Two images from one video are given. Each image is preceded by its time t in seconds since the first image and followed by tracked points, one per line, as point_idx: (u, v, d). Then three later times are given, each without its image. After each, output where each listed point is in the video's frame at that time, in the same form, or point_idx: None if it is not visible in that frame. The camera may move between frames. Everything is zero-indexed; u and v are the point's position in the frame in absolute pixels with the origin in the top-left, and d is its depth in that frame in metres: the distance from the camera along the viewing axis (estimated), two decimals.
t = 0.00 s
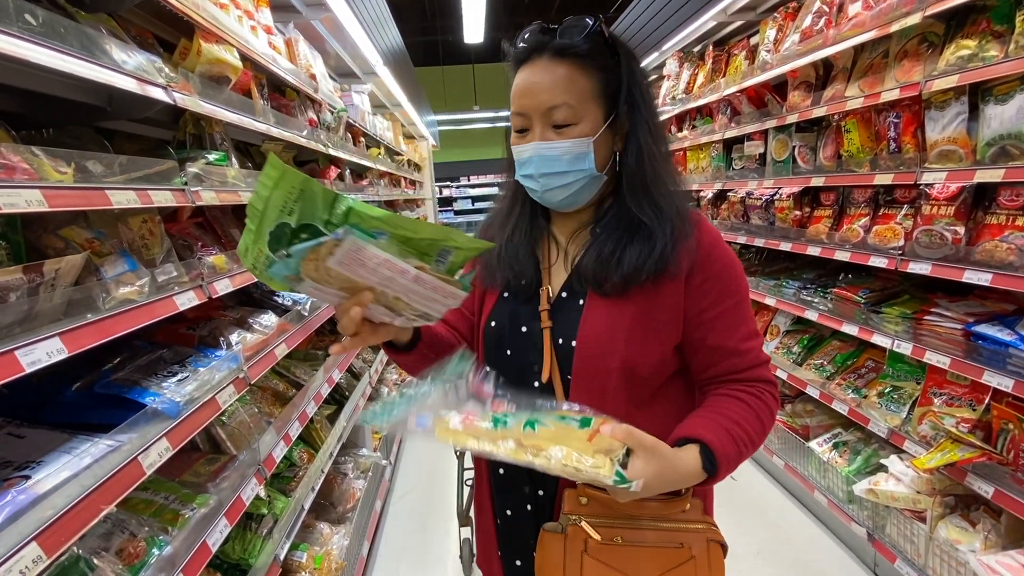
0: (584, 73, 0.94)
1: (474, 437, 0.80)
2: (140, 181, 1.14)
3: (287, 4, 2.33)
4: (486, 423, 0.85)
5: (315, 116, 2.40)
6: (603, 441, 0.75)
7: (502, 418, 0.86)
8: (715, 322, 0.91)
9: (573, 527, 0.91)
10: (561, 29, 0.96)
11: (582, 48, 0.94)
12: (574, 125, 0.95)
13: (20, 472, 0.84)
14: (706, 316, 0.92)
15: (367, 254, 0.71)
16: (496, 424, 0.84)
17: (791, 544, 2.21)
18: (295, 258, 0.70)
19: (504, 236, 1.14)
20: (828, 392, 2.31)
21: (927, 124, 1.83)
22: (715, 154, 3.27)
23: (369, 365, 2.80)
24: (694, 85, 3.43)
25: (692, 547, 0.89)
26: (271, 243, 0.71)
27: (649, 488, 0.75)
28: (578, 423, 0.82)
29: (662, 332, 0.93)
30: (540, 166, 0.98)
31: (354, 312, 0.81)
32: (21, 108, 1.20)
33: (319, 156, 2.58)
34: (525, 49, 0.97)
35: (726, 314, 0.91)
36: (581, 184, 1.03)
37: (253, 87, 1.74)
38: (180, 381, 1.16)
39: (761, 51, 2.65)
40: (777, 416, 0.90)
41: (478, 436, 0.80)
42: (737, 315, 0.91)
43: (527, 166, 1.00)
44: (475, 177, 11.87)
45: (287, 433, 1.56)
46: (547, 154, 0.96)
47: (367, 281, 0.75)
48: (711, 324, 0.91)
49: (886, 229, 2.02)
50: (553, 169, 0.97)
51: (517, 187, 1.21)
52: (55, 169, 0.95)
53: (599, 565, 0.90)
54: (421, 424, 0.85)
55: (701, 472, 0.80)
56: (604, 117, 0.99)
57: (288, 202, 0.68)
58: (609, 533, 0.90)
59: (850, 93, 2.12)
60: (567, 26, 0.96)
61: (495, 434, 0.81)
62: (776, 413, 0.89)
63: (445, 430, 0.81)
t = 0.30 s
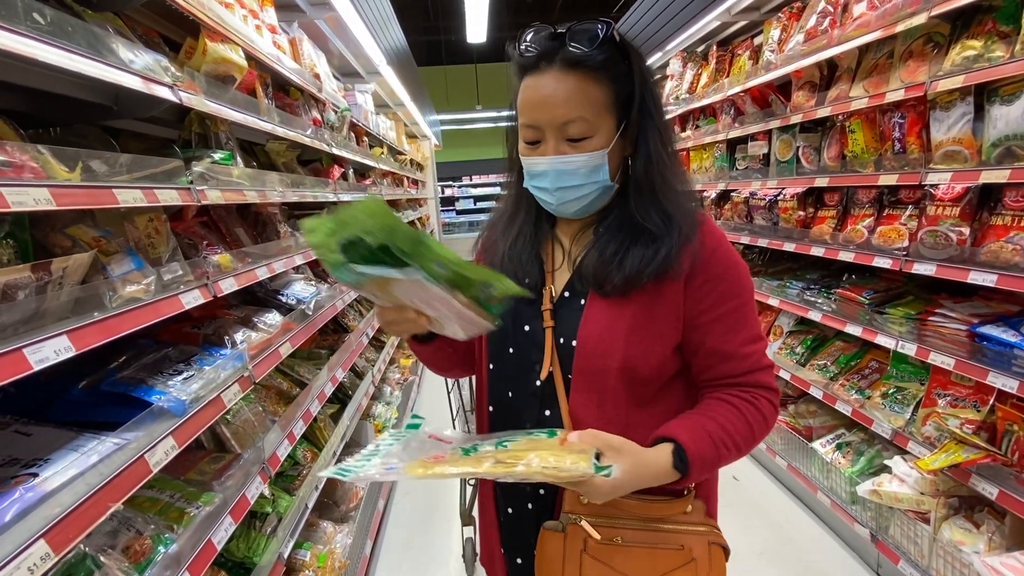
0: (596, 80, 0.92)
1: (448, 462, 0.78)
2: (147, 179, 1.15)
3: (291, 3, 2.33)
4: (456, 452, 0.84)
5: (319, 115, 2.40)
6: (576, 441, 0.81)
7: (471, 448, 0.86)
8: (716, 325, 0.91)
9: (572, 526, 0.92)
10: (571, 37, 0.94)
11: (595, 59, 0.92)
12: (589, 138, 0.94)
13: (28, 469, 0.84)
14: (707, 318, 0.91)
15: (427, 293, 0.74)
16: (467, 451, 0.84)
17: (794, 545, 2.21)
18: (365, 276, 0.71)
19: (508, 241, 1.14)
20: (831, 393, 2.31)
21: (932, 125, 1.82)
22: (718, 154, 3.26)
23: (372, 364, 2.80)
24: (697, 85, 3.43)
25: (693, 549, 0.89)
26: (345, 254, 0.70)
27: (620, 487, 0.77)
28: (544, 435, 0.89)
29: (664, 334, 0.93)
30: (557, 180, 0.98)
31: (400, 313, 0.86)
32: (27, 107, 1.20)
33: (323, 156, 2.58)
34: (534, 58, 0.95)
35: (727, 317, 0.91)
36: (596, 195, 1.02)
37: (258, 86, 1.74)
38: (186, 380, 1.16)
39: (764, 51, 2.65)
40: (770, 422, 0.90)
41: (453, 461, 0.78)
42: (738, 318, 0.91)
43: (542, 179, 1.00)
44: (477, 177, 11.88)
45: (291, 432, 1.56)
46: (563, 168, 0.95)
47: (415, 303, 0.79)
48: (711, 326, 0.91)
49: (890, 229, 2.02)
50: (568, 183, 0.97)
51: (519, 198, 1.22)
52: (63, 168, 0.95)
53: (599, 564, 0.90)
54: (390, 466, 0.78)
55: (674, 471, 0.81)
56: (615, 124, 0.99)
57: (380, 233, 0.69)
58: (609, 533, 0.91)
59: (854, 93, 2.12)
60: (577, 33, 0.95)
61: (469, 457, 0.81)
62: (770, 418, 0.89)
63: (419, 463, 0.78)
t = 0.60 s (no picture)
0: (605, 82, 0.92)
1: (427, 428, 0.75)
2: (153, 179, 1.15)
3: (295, 3, 2.34)
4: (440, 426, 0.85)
5: (323, 115, 2.40)
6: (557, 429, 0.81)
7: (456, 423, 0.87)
8: (716, 326, 0.91)
9: (569, 523, 0.92)
10: (578, 39, 0.94)
11: (604, 62, 0.91)
12: (599, 141, 0.95)
13: (35, 467, 0.85)
14: (707, 319, 0.91)
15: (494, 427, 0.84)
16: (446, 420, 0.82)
17: (796, 547, 2.21)
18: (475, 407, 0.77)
19: (514, 240, 1.15)
20: (833, 395, 2.31)
21: (936, 127, 1.82)
22: (721, 156, 3.26)
23: (374, 363, 2.81)
24: (701, 86, 3.43)
25: (687, 550, 0.89)
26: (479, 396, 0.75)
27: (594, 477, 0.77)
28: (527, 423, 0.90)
29: (666, 335, 0.93)
30: (566, 183, 1.01)
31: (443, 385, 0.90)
32: (35, 106, 1.21)
33: (326, 155, 2.58)
34: (541, 60, 0.95)
35: (728, 319, 0.90)
36: (605, 199, 1.05)
37: (263, 86, 1.75)
38: (192, 378, 1.16)
39: (768, 52, 2.65)
40: (764, 428, 0.89)
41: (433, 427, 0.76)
42: (739, 320, 0.90)
43: (552, 182, 1.02)
44: (479, 177, 11.90)
45: (295, 432, 1.57)
46: (573, 172, 0.97)
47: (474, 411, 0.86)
48: (711, 327, 0.91)
49: (893, 231, 2.02)
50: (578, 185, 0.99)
51: (526, 199, 1.24)
52: (70, 168, 0.96)
53: (592, 562, 0.90)
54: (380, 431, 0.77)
55: (647, 471, 0.82)
56: (623, 127, 0.99)
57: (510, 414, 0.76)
58: (605, 531, 0.91)
59: (858, 95, 2.12)
60: (587, 35, 0.94)
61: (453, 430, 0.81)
62: (762, 423, 0.89)
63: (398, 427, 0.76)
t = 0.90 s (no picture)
0: (609, 84, 0.92)
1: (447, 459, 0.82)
2: (159, 179, 1.16)
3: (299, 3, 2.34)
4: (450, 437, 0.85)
5: (326, 114, 2.40)
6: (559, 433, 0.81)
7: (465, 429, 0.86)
8: (723, 330, 0.91)
9: (572, 522, 0.93)
10: (583, 41, 0.95)
11: (607, 64, 0.92)
12: (603, 142, 0.95)
13: (42, 464, 0.85)
14: (714, 322, 0.92)
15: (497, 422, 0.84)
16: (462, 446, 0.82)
17: (796, 548, 2.21)
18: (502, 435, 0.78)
19: (520, 239, 1.16)
20: (835, 396, 2.31)
21: (939, 128, 1.83)
22: (724, 156, 3.26)
23: (377, 362, 2.81)
24: (703, 86, 3.43)
25: (691, 548, 0.89)
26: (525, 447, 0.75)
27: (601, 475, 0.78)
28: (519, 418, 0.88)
29: (672, 337, 0.93)
30: (570, 184, 1.01)
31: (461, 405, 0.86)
32: (41, 104, 1.22)
33: (330, 155, 2.59)
34: (546, 62, 0.95)
35: (735, 323, 0.91)
36: (609, 199, 1.05)
37: (267, 86, 1.75)
38: (196, 376, 1.17)
39: (771, 53, 2.65)
40: (768, 430, 0.91)
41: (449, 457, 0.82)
42: (746, 324, 0.91)
43: (556, 183, 1.03)
44: (481, 177, 11.91)
45: (298, 430, 1.57)
46: (576, 173, 0.98)
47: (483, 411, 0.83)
48: (719, 331, 0.92)
49: (895, 232, 2.02)
50: (581, 186, 0.99)
51: (533, 199, 1.24)
52: (78, 168, 0.96)
53: (596, 559, 0.91)
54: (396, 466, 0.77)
55: (651, 470, 0.83)
56: (627, 129, 0.99)
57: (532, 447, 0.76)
58: (608, 529, 0.92)
59: (861, 96, 2.12)
60: (591, 36, 0.95)
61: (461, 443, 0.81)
62: (766, 427, 0.90)
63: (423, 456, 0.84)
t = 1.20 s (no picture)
0: (604, 88, 0.93)
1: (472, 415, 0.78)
2: (162, 177, 1.17)
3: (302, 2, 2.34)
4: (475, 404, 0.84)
5: (328, 113, 2.40)
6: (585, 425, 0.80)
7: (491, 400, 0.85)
8: (730, 328, 0.92)
9: (582, 520, 0.93)
10: (577, 45, 0.95)
11: (603, 67, 0.92)
12: (599, 146, 0.96)
13: (47, 460, 0.86)
14: (721, 321, 0.92)
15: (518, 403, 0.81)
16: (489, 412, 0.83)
17: (797, 548, 2.21)
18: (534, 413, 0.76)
19: (524, 238, 1.16)
20: (835, 396, 2.31)
21: (941, 129, 1.83)
22: (725, 156, 3.26)
23: (378, 361, 2.82)
24: (705, 86, 3.43)
25: (699, 545, 0.89)
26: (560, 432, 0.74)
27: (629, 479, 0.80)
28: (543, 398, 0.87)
29: (679, 337, 0.94)
30: (566, 187, 1.02)
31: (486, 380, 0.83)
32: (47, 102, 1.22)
33: (332, 153, 2.60)
34: (542, 66, 0.96)
35: (741, 322, 0.91)
36: (608, 201, 1.05)
37: (270, 84, 1.75)
38: (200, 373, 1.18)
39: (773, 53, 2.65)
40: (778, 426, 0.91)
41: (477, 414, 0.79)
42: (752, 322, 0.91)
43: (554, 186, 1.03)
44: (482, 176, 11.91)
45: (300, 427, 1.57)
46: (574, 177, 0.99)
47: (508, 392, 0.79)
48: (725, 330, 0.92)
49: (897, 233, 2.02)
50: (579, 189, 1.00)
51: (536, 199, 1.25)
52: (82, 165, 0.97)
53: (606, 557, 0.91)
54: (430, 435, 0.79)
55: (669, 472, 0.83)
56: (626, 131, 1.00)
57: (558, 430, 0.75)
58: (618, 527, 0.92)
59: (863, 96, 2.12)
60: (584, 41, 0.95)
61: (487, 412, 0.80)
62: (775, 424, 0.90)
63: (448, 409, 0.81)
